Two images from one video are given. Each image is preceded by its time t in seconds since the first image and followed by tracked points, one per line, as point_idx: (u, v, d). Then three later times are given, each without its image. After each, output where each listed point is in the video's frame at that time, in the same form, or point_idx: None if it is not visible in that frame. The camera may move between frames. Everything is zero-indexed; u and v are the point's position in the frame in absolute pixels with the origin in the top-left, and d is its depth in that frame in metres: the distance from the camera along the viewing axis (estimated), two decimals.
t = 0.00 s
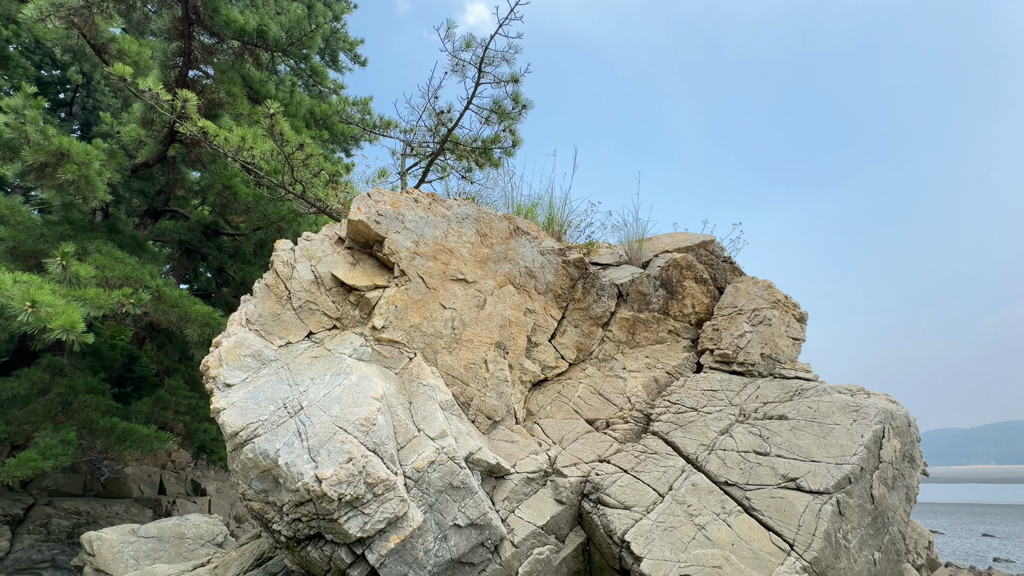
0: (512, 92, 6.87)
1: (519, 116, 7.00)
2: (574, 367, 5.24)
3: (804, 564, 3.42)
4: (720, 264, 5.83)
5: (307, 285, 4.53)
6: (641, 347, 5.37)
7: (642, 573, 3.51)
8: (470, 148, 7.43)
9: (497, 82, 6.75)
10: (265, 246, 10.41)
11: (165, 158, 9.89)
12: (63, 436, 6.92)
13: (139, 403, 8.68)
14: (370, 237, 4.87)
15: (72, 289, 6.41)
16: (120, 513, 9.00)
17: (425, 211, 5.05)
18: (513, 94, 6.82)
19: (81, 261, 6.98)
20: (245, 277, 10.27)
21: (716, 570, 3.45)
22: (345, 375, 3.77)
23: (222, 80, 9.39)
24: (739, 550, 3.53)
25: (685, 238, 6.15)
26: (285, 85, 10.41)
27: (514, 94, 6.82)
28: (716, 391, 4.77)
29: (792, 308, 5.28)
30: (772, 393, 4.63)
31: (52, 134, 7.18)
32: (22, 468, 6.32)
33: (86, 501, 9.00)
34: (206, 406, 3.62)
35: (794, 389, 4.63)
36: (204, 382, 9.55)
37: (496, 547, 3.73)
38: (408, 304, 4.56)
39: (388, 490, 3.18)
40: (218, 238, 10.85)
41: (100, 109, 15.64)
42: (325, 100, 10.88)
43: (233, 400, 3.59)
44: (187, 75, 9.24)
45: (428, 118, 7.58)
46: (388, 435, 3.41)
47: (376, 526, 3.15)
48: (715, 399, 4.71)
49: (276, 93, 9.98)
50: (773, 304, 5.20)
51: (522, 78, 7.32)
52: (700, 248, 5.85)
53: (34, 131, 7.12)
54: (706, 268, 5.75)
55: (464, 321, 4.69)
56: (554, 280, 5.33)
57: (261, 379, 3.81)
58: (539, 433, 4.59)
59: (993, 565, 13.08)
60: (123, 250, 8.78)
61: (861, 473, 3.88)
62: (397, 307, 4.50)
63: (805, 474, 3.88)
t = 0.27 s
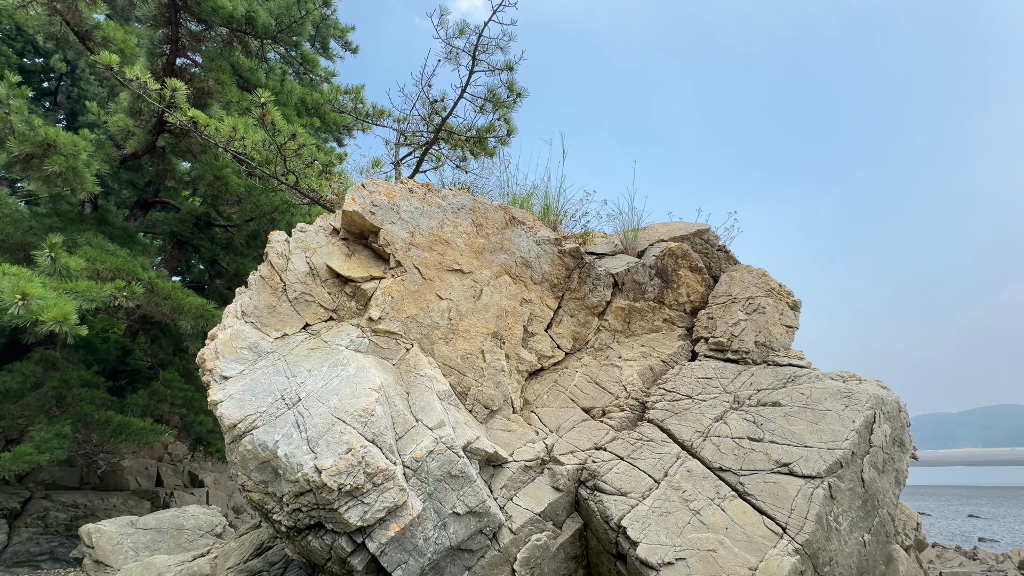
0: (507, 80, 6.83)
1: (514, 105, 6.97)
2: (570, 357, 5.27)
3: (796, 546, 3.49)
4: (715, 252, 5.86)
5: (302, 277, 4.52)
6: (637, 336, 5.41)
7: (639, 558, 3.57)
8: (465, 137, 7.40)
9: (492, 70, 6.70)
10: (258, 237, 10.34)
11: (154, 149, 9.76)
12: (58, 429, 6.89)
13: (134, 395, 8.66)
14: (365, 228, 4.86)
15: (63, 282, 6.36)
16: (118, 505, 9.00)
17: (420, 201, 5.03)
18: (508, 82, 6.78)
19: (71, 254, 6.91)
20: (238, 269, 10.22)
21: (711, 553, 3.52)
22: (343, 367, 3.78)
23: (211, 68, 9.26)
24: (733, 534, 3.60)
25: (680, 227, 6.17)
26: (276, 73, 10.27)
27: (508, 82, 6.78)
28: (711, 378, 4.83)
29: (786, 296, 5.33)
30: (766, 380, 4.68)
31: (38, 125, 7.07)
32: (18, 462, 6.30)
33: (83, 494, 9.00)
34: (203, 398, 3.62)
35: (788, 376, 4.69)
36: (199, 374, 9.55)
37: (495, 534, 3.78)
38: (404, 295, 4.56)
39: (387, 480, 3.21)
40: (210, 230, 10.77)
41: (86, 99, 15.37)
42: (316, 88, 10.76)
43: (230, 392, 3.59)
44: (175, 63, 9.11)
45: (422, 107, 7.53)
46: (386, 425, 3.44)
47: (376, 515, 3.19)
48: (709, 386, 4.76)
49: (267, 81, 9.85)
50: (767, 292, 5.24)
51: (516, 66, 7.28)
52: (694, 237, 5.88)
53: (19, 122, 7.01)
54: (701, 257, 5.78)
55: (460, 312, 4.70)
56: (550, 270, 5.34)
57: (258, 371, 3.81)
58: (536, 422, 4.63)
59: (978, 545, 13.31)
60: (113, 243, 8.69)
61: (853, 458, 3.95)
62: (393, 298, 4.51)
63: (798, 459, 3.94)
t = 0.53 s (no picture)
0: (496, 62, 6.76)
1: (503, 88, 6.90)
2: (561, 342, 5.31)
3: (781, 522, 3.59)
4: (705, 237, 5.89)
5: (291, 264, 4.49)
6: (627, 320, 5.46)
7: (629, 536, 3.64)
8: (454, 121, 7.33)
9: (481, 52, 6.63)
10: (245, 224, 10.21)
11: (134, 134, 9.55)
12: (45, 420, 6.83)
13: (122, 385, 8.59)
14: (354, 214, 4.82)
15: (45, 271, 6.25)
16: (109, 495, 8.97)
17: (409, 186, 5.00)
18: (497, 64, 6.71)
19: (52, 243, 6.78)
20: (225, 257, 10.10)
21: (699, 531, 3.60)
22: (334, 353, 3.78)
23: (191, 50, 9.03)
24: (720, 512, 3.69)
25: (670, 211, 6.20)
26: (259, 56, 10.06)
27: (497, 65, 6.71)
28: (700, 361, 4.90)
29: (774, 279, 5.40)
30: (754, 362, 4.76)
31: (12, 109, 6.88)
32: (7, 454, 6.19)
33: (74, 485, 8.95)
34: (193, 387, 3.60)
35: (775, 358, 4.77)
36: (188, 363, 9.51)
37: (488, 516, 3.83)
38: (395, 281, 4.55)
39: (380, 464, 3.23)
40: (195, 217, 10.63)
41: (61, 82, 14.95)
42: (301, 71, 10.56)
43: (221, 380, 3.58)
44: (153, 45, 8.89)
45: (410, 91, 7.44)
46: (379, 411, 3.45)
47: (370, 499, 3.22)
48: (699, 369, 4.82)
49: (249, 63, 9.65)
50: (756, 276, 5.30)
51: (505, 48, 7.20)
52: (685, 221, 5.90)
53: None
54: (690, 242, 5.81)
55: (451, 298, 4.70)
56: (541, 256, 5.35)
57: (248, 359, 3.80)
58: (528, 406, 4.68)
59: (956, 519, 13.70)
60: (95, 231, 8.53)
61: (837, 436, 4.04)
62: (384, 284, 4.50)
63: (785, 438, 4.03)
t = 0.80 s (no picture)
0: (481, 40, 6.65)
1: (488, 67, 6.81)
2: (549, 324, 5.33)
3: (762, 496, 3.69)
4: (691, 218, 5.92)
5: (273, 247, 4.43)
6: (614, 302, 5.50)
7: (616, 513, 3.72)
8: (438, 101, 7.22)
9: (465, 30, 6.51)
10: (226, 208, 10.02)
11: (105, 115, 9.25)
12: (24, 411, 6.70)
13: (104, 374, 8.46)
14: (337, 196, 4.75)
15: (18, 258, 6.08)
16: (95, 485, 8.90)
17: (393, 167, 4.94)
18: (481, 42, 6.60)
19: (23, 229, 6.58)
20: (206, 242, 9.93)
21: (683, 506, 3.69)
22: (319, 338, 3.76)
23: (162, 26, 8.72)
24: (704, 487, 3.78)
25: (657, 193, 6.22)
26: (234, 33, 9.77)
27: (482, 43, 6.60)
28: (685, 341, 4.96)
29: (759, 260, 5.46)
30: (738, 342, 4.84)
31: None
32: None
33: (58, 474, 8.85)
34: (175, 373, 3.56)
35: (758, 337, 4.85)
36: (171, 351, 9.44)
37: (477, 496, 3.88)
38: (380, 265, 4.52)
39: (368, 448, 3.25)
40: (174, 202, 10.38)
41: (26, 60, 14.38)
42: (279, 49, 10.29)
43: (203, 366, 3.54)
44: (122, 21, 8.59)
45: (393, 70, 7.31)
46: (365, 394, 3.46)
47: (358, 482, 3.24)
48: (684, 349, 4.89)
49: (225, 41, 9.37)
50: (740, 257, 5.36)
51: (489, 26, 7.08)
52: (671, 203, 5.92)
53: None
54: (677, 223, 5.84)
55: (438, 281, 4.69)
56: (528, 238, 5.34)
57: (231, 344, 3.76)
58: (516, 388, 4.72)
59: (929, 490, 14.18)
60: (68, 216, 8.30)
61: (817, 412, 4.15)
62: (369, 268, 4.47)
63: (766, 415, 4.12)
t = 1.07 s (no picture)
0: (463, 16, 6.51)
1: (471, 44, 6.69)
2: (534, 306, 5.34)
3: (742, 471, 3.79)
4: (675, 199, 5.94)
5: (250, 230, 4.34)
6: (599, 284, 5.52)
7: (601, 490, 3.78)
8: (420, 80, 7.09)
9: (446, 5, 6.37)
10: (202, 191, 9.76)
11: (70, 93, 8.87)
12: None
13: (80, 362, 8.28)
14: (316, 177, 4.66)
15: None
16: (76, 474, 8.77)
17: (373, 147, 4.85)
18: (463, 19, 6.47)
19: None
20: (182, 227, 9.70)
21: (666, 482, 3.77)
22: (301, 322, 3.72)
23: None
24: (686, 464, 3.86)
25: (641, 174, 6.22)
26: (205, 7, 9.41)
27: (464, 19, 6.47)
28: (669, 321, 5.02)
29: (741, 241, 5.53)
30: (720, 322, 4.91)
31: None
32: None
33: (36, 465, 8.69)
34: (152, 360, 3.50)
35: (739, 317, 4.93)
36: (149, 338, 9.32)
37: (464, 477, 3.91)
38: (363, 248, 4.46)
39: (353, 431, 3.25)
40: (147, 184, 10.03)
41: None
42: (253, 24, 9.95)
43: (181, 352, 3.48)
44: None
45: (372, 47, 7.13)
46: (349, 378, 3.44)
47: (343, 466, 3.24)
48: (667, 330, 4.95)
49: (195, 15, 9.02)
50: (723, 238, 5.42)
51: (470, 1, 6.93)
52: (655, 184, 5.93)
53: None
54: (661, 204, 5.86)
55: (422, 264, 4.65)
56: (512, 220, 5.32)
57: (210, 330, 3.70)
58: (502, 370, 4.74)
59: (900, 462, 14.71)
60: (34, 199, 8.00)
61: (796, 389, 4.25)
62: (351, 251, 4.41)
63: (747, 393, 4.21)
